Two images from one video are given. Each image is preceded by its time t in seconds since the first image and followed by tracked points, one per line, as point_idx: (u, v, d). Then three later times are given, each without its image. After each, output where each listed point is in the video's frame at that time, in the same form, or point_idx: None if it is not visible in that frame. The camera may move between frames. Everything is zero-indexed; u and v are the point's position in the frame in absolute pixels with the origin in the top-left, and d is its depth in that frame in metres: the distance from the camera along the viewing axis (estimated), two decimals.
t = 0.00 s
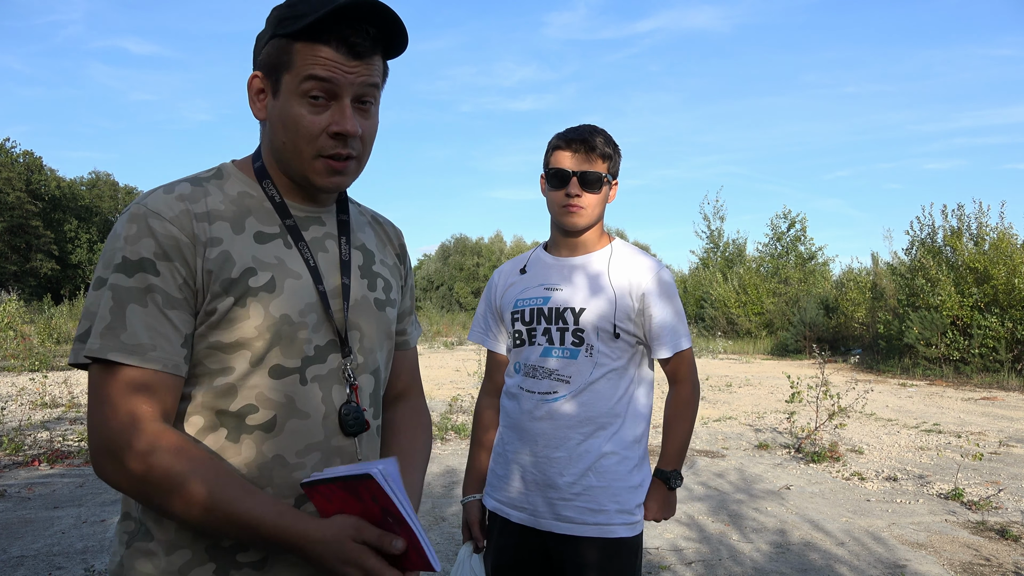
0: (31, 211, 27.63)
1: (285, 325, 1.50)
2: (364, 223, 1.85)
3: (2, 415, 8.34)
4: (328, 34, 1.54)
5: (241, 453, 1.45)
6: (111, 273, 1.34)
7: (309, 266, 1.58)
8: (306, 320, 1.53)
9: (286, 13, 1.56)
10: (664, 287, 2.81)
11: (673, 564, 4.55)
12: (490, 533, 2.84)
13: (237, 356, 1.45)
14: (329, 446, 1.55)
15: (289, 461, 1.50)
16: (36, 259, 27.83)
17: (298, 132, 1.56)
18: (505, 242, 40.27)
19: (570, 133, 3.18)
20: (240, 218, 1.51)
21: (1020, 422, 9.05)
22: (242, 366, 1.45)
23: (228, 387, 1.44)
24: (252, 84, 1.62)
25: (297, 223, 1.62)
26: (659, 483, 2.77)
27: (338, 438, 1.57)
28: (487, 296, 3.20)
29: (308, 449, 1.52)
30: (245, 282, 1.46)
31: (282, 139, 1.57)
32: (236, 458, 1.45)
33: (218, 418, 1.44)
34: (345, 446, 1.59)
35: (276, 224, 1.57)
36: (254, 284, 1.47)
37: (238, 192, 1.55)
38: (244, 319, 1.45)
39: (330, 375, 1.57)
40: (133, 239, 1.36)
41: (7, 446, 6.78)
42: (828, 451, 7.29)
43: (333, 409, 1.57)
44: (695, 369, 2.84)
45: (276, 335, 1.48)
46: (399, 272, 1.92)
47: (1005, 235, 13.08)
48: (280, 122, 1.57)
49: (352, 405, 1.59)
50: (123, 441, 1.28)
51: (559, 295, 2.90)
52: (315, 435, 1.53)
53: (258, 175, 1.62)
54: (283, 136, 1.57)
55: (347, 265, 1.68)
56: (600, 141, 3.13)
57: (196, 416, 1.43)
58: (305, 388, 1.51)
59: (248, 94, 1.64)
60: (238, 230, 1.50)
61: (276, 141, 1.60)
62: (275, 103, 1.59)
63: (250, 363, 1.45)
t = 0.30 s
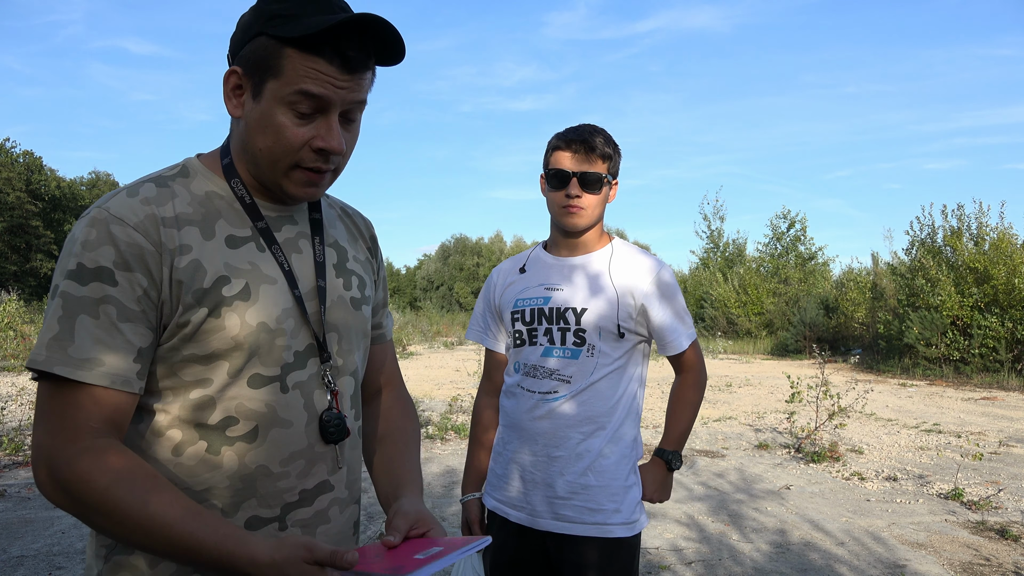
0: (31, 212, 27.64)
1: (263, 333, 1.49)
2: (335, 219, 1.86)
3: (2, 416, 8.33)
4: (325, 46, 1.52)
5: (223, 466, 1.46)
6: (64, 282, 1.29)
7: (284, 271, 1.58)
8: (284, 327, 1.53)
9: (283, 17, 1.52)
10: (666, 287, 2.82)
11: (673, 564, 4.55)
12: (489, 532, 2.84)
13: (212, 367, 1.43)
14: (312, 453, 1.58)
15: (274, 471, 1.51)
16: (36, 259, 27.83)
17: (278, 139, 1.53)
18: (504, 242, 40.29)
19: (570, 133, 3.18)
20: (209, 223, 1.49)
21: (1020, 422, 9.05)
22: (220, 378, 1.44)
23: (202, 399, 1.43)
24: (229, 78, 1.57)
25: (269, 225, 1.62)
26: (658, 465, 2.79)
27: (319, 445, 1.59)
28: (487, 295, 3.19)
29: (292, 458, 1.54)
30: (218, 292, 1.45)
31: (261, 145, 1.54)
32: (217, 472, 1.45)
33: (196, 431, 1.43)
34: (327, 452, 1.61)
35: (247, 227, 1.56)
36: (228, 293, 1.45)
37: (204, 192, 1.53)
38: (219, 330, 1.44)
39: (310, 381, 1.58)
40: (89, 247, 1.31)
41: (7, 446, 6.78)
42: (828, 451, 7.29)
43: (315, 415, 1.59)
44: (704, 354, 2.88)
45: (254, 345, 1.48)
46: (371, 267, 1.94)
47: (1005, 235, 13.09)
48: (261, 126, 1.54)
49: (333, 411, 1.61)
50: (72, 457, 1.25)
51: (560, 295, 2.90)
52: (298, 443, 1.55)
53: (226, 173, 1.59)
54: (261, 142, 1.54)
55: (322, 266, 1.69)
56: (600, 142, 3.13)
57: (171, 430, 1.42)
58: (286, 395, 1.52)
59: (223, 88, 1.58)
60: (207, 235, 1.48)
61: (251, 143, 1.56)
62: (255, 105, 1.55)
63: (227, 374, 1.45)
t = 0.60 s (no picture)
0: (31, 212, 27.66)
1: (249, 329, 1.50)
2: (314, 212, 1.86)
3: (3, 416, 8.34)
4: (315, 40, 1.52)
5: (219, 466, 1.46)
6: (31, 283, 1.28)
7: (266, 265, 1.58)
8: (270, 321, 1.54)
9: (273, 10, 1.52)
10: (666, 287, 2.83)
11: (673, 564, 4.55)
12: (489, 532, 2.84)
13: (198, 366, 1.44)
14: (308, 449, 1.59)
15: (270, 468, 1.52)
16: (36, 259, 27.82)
17: (265, 132, 1.54)
18: (504, 242, 40.32)
19: (571, 133, 3.19)
20: (187, 219, 1.49)
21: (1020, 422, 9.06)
22: (210, 376, 1.44)
23: (191, 399, 1.43)
24: (212, 68, 1.55)
25: (248, 220, 1.63)
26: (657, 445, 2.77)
27: (313, 440, 1.60)
28: (487, 294, 3.19)
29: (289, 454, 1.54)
30: (200, 288, 1.44)
31: (246, 137, 1.54)
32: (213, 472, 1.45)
33: (188, 432, 1.43)
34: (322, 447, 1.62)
35: (226, 222, 1.56)
36: (210, 290, 1.45)
37: (180, 187, 1.53)
38: (203, 327, 1.44)
39: (302, 375, 1.59)
40: (59, 246, 1.30)
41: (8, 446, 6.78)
42: (828, 451, 7.29)
43: (308, 409, 1.60)
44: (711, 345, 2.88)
45: (241, 341, 1.48)
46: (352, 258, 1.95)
47: (1005, 235, 13.09)
48: (245, 116, 1.53)
49: (325, 404, 1.62)
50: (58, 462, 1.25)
51: (560, 295, 2.90)
52: (293, 439, 1.55)
53: (202, 167, 1.59)
54: (245, 133, 1.54)
55: (304, 260, 1.70)
56: (601, 142, 3.13)
57: (163, 433, 1.42)
58: (278, 390, 1.53)
59: (206, 76, 1.56)
60: (185, 231, 1.47)
61: (234, 134, 1.56)
62: (239, 96, 1.54)
63: (216, 372, 1.45)
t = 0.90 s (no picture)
0: (31, 212, 27.64)
1: (249, 330, 1.49)
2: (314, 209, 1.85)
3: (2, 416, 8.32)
4: (272, 15, 1.51)
5: (217, 467, 1.46)
6: (44, 288, 1.27)
7: (266, 265, 1.57)
8: (269, 322, 1.53)
9: None
10: (665, 287, 2.82)
11: (673, 564, 4.55)
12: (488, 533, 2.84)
13: (200, 368, 1.43)
14: (306, 449, 1.58)
15: (269, 469, 1.51)
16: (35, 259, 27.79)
17: (241, 118, 1.54)
18: (504, 242, 40.30)
19: (567, 133, 3.18)
20: (188, 222, 1.48)
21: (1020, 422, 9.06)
22: (208, 378, 1.44)
23: (192, 402, 1.43)
24: (188, 70, 1.58)
25: (248, 219, 1.61)
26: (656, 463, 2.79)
27: (311, 440, 1.60)
28: (486, 293, 3.19)
29: (287, 454, 1.54)
30: (202, 291, 1.44)
31: (227, 129, 1.55)
32: (212, 474, 1.45)
33: (187, 435, 1.43)
34: (320, 448, 1.62)
35: (226, 223, 1.55)
36: (212, 292, 1.45)
37: (180, 189, 1.52)
38: (205, 329, 1.43)
39: (299, 377, 1.58)
40: (71, 252, 1.29)
41: (7, 446, 6.77)
42: (828, 451, 7.29)
43: (306, 410, 1.59)
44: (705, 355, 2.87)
45: (241, 342, 1.47)
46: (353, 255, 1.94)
47: (1005, 235, 13.09)
48: (223, 108, 1.54)
49: (323, 405, 1.61)
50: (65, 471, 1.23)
51: (559, 294, 2.89)
52: (292, 439, 1.55)
53: (200, 168, 1.58)
54: (226, 126, 1.54)
55: (304, 259, 1.69)
56: (597, 141, 3.13)
57: (163, 435, 1.42)
58: (276, 392, 1.52)
59: (185, 82, 1.59)
60: (185, 233, 1.47)
61: (217, 130, 1.57)
62: (215, 90, 1.55)
63: (216, 373, 1.44)
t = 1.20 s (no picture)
0: (31, 212, 27.65)
1: (271, 317, 1.50)
2: (334, 209, 1.86)
3: (2, 415, 8.33)
4: (292, 26, 1.50)
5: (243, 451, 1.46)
6: (85, 269, 1.28)
7: (288, 258, 1.58)
8: (291, 311, 1.54)
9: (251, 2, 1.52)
10: (665, 287, 2.82)
11: (673, 564, 4.55)
12: (489, 533, 2.84)
13: (224, 352, 1.44)
14: (327, 435, 1.59)
15: (293, 453, 1.52)
16: (36, 259, 27.82)
17: (261, 125, 1.54)
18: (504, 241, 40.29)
19: (565, 134, 3.18)
20: (213, 212, 1.50)
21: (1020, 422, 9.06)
22: (231, 364, 1.45)
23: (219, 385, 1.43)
24: (215, 75, 1.60)
25: (269, 215, 1.62)
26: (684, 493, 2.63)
27: (331, 427, 1.61)
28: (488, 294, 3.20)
29: (310, 439, 1.54)
30: (226, 277, 1.46)
31: (245, 132, 1.55)
32: (238, 458, 1.44)
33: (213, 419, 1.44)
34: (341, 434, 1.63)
35: (249, 217, 1.57)
36: (235, 278, 1.46)
37: (206, 185, 1.54)
38: (229, 314, 1.45)
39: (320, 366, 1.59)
40: (104, 233, 1.31)
41: (7, 446, 6.77)
42: (828, 451, 7.29)
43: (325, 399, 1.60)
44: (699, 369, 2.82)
45: (263, 327, 1.49)
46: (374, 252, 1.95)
47: (1005, 235, 13.09)
48: (243, 114, 1.55)
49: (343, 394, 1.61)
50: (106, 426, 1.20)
51: (560, 294, 2.90)
52: (314, 426, 1.56)
53: (224, 167, 1.60)
54: (245, 129, 1.55)
55: (325, 255, 1.70)
56: (595, 141, 3.13)
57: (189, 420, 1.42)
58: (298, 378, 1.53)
59: (213, 86, 1.62)
60: (211, 222, 1.49)
61: (237, 132, 1.57)
62: (238, 96, 1.56)
63: (238, 358, 1.45)
